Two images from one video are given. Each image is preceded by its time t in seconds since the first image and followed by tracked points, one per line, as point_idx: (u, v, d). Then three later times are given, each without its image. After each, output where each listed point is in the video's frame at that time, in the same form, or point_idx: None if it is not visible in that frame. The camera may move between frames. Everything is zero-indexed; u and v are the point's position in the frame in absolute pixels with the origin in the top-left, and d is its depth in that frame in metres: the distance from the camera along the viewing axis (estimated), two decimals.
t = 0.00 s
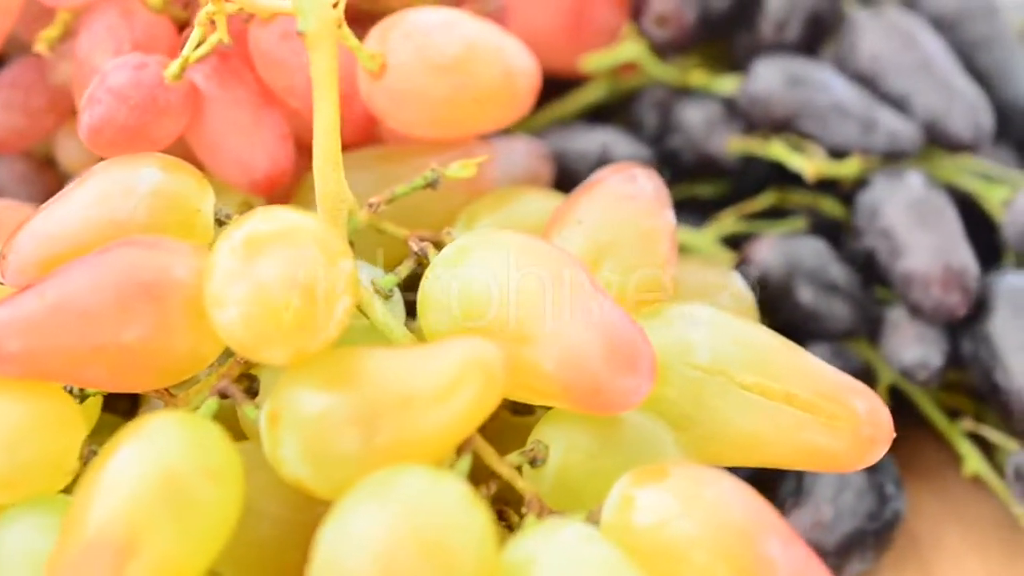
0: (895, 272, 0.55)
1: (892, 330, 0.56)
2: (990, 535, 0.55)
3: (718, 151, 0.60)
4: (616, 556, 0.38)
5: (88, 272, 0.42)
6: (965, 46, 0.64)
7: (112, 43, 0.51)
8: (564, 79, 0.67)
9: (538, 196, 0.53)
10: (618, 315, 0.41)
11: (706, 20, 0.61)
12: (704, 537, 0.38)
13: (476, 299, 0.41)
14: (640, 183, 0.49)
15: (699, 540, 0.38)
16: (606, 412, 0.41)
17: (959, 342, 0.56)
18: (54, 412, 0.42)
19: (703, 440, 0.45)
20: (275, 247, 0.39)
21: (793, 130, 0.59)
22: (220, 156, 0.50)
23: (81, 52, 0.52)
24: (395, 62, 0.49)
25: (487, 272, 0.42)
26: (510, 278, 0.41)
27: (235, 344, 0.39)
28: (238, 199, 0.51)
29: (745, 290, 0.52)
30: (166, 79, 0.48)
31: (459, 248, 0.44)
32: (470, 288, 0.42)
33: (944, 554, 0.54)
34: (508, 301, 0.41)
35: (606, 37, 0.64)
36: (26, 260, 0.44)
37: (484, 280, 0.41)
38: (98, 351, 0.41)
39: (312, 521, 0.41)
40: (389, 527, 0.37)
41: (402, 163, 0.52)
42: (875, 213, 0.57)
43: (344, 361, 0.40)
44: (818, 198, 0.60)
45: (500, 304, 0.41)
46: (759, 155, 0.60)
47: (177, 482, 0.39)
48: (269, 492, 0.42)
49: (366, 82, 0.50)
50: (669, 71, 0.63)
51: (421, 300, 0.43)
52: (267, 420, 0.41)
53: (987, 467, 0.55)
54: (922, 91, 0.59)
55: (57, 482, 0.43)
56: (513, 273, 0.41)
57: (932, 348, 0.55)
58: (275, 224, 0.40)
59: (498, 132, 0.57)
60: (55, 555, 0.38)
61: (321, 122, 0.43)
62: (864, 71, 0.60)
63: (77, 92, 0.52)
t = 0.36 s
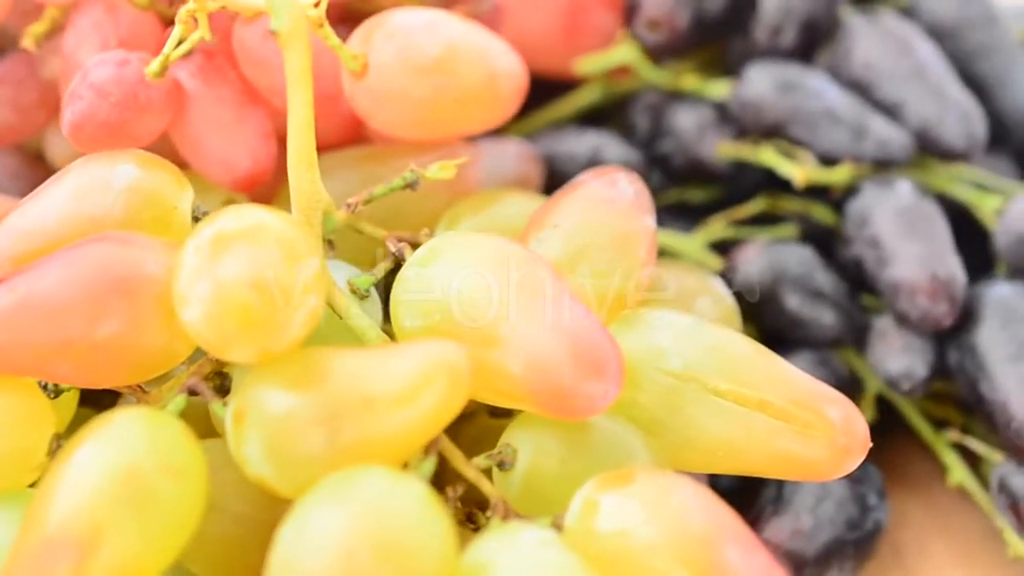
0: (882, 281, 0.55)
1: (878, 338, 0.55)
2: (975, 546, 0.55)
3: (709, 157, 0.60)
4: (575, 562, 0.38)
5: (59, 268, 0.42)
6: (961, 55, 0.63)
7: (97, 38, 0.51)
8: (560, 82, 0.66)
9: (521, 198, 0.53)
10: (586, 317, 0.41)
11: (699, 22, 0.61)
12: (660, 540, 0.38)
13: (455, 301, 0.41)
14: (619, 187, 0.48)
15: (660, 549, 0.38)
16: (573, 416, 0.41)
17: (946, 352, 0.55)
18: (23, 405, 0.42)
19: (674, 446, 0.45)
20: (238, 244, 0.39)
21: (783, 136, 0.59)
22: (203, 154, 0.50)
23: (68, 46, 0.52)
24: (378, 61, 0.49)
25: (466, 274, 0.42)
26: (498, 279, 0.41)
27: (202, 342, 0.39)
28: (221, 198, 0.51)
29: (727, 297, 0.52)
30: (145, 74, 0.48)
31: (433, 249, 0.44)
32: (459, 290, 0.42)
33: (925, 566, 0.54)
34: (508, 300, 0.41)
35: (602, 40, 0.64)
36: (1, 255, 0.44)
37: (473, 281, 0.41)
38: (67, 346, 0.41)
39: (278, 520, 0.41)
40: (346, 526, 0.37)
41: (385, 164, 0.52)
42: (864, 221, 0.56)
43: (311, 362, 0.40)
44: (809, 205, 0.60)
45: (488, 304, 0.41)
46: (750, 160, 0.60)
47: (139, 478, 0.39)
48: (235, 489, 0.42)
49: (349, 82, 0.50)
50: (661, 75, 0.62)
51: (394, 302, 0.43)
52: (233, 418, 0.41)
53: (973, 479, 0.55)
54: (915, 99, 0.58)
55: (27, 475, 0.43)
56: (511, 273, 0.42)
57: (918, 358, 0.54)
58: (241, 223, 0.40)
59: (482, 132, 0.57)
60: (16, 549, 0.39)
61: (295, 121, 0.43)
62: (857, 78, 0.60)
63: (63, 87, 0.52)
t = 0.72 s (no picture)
0: (867, 291, 0.54)
1: (862, 349, 0.55)
2: (956, 560, 0.54)
3: (696, 163, 0.59)
4: (525, 569, 0.38)
5: (26, 262, 0.42)
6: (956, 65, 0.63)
7: (80, 33, 0.51)
8: (554, 85, 0.66)
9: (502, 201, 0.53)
10: (549, 321, 0.41)
11: (690, 27, 0.60)
12: (614, 543, 0.38)
13: (418, 304, 0.41)
14: (595, 192, 0.48)
15: (612, 557, 0.38)
16: (533, 420, 0.41)
17: (930, 364, 0.55)
18: None
19: (642, 454, 0.45)
20: (198, 241, 0.39)
21: (771, 142, 0.58)
22: (183, 151, 0.51)
23: (52, 41, 0.52)
24: (358, 62, 0.49)
25: (429, 277, 0.42)
26: (461, 282, 0.41)
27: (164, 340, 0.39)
28: (203, 194, 0.51)
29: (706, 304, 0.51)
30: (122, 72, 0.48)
31: (401, 250, 0.43)
32: (423, 292, 0.41)
33: None
34: (469, 303, 0.41)
35: (597, 42, 0.64)
36: None
37: (437, 283, 0.41)
38: (32, 340, 0.41)
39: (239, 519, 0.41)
40: (298, 526, 0.36)
41: (366, 163, 0.52)
42: (851, 230, 0.56)
43: (272, 361, 0.40)
44: (798, 213, 0.59)
45: (449, 308, 0.41)
46: (737, 167, 0.60)
47: (96, 473, 0.39)
48: (197, 488, 0.42)
49: (330, 82, 0.50)
50: (650, 80, 0.62)
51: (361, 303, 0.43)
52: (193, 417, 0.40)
53: (954, 493, 0.54)
54: (905, 106, 0.58)
55: None
56: (475, 276, 0.41)
57: (901, 370, 0.54)
58: (205, 221, 0.39)
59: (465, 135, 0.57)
60: None
61: (265, 119, 0.43)
62: (848, 86, 0.59)
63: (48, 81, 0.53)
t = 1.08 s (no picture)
0: (847, 302, 0.54)
1: (841, 360, 0.54)
2: None
3: (683, 169, 0.59)
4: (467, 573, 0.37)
5: None
6: (951, 77, 0.62)
7: (61, 29, 0.51)
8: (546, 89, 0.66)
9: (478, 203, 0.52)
10: (505, 326, 0.41)
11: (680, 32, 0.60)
12: (557, 550, 0.38)
13: (373, 305, 0.41)
14: (568, 198, 0.48)
15: (556, 564, 0.38)
16: (485, 424, 0.41)
17: (909, 377, 0.54)
18: None
19: (602, 461, 0.44)
20: (150, 238, 0.39)
21: (757, 150, 0.58)
22: (161, 147, 0.51)
23: (35, 36, 0.52)
24: (334, 63, 0.49)
25: (386, 277, 0.41)
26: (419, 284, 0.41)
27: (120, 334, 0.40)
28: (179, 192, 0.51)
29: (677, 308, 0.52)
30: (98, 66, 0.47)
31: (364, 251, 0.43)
32: (381, 292, 0.41)
33: None
34: (424, 306, 0.41)
35: (588, 47, 0.64)
36: None
37: (394, 283, 0.41)
38: None
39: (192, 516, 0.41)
40: (236, 526, 0.36)
41: (342, 163, 0.52)
42: (834, 239, 0.55)
43: (227, 359, 0.40)
44: (785, 222, 0.59)
45: (405, 308, 0.41)
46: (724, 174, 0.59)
47: (45, 467, 0.39)
48: (152, 486, 0.42)
49: (306, 83, 0.50)
50: (641, 86, 0.62)
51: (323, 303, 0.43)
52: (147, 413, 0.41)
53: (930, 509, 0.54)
54: (894, 117, 0.57)
55: None
56: (435, 277, 0.41)
57: (879, 382, 0.53)
58: (161, 216, 0.40)
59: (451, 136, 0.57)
60: None
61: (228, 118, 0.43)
62: (839, 94, 0.59)
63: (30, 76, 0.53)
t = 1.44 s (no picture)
0: (826, 311, 0.53)
1: (820, 371, 0.54)
2: None
3: (668, 175, 0.59)
4: None
5: None
6: (943, 86, 0.62)
7: (42, 24, 0.52)
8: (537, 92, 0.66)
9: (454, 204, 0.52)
10: (464, 328, 0.41)
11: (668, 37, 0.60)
12: (504, 555, 0.38)
13: (333, 306, 0.41)
14: (539, 202, 0.48)
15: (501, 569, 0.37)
16: (439, 427, 0.41)
17: (887, 389, 0.53)
18: None
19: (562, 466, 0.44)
20: (107, 235, 0.39)
21: (741, 157, 0.58)
22: (138, 144, 0.51)
23: (17, 31, 0.53)
24: (308, 61, 0.49)
25: (348, 279, 0.42)
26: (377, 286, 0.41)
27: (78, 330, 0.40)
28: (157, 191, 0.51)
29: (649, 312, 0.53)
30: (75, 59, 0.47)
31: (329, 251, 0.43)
32: (341, 292, 0.41)
33: None
34: (383, 306, 0.41)
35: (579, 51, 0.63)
36: None
37: (355, 284, 0.41)
38: None
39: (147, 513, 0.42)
40: (181, 525, 0.36)
41: (320, 163, 0.52)
42: (815, 248, 0.55)
43: (184, 357, 0.40)
44: (770, 230, 0.58)
45: (363, 310, 0.41)
46: (709, 181, 0.59)
47: None
48: (109, 481, 0.42)
49: (283, 80, 0.50)
50: (629, 91, 0.61)
51: (286, 302, 0.43)
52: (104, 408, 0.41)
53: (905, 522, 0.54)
54: (881, 126, 0.57)
55: None
56: (394, 278, 0.41)
57: (856, 394, 0.53)
58: (120, 213, 0.40)
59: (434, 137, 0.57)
60: None
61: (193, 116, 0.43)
62: (827, 102, 0.58)
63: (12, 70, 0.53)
